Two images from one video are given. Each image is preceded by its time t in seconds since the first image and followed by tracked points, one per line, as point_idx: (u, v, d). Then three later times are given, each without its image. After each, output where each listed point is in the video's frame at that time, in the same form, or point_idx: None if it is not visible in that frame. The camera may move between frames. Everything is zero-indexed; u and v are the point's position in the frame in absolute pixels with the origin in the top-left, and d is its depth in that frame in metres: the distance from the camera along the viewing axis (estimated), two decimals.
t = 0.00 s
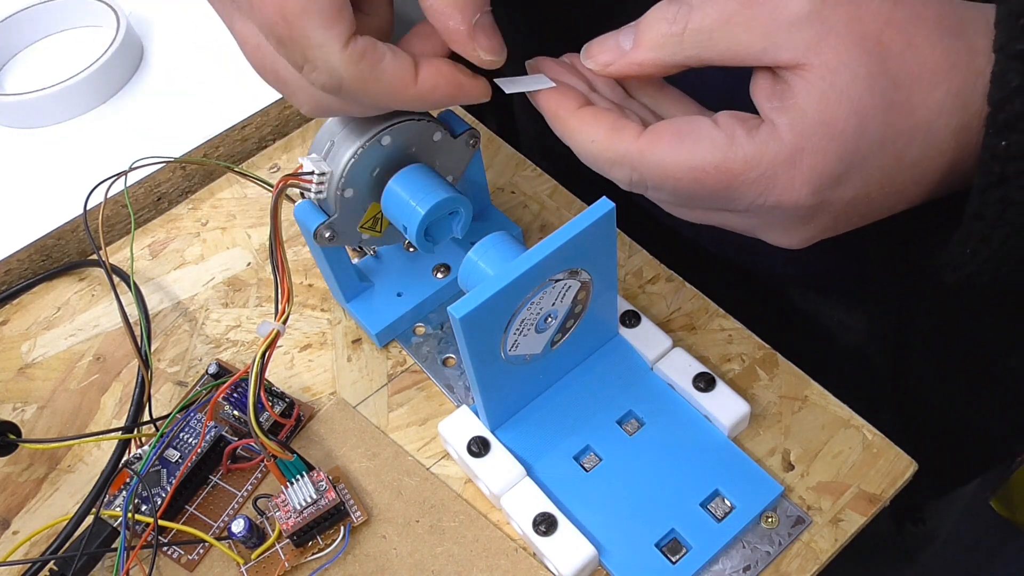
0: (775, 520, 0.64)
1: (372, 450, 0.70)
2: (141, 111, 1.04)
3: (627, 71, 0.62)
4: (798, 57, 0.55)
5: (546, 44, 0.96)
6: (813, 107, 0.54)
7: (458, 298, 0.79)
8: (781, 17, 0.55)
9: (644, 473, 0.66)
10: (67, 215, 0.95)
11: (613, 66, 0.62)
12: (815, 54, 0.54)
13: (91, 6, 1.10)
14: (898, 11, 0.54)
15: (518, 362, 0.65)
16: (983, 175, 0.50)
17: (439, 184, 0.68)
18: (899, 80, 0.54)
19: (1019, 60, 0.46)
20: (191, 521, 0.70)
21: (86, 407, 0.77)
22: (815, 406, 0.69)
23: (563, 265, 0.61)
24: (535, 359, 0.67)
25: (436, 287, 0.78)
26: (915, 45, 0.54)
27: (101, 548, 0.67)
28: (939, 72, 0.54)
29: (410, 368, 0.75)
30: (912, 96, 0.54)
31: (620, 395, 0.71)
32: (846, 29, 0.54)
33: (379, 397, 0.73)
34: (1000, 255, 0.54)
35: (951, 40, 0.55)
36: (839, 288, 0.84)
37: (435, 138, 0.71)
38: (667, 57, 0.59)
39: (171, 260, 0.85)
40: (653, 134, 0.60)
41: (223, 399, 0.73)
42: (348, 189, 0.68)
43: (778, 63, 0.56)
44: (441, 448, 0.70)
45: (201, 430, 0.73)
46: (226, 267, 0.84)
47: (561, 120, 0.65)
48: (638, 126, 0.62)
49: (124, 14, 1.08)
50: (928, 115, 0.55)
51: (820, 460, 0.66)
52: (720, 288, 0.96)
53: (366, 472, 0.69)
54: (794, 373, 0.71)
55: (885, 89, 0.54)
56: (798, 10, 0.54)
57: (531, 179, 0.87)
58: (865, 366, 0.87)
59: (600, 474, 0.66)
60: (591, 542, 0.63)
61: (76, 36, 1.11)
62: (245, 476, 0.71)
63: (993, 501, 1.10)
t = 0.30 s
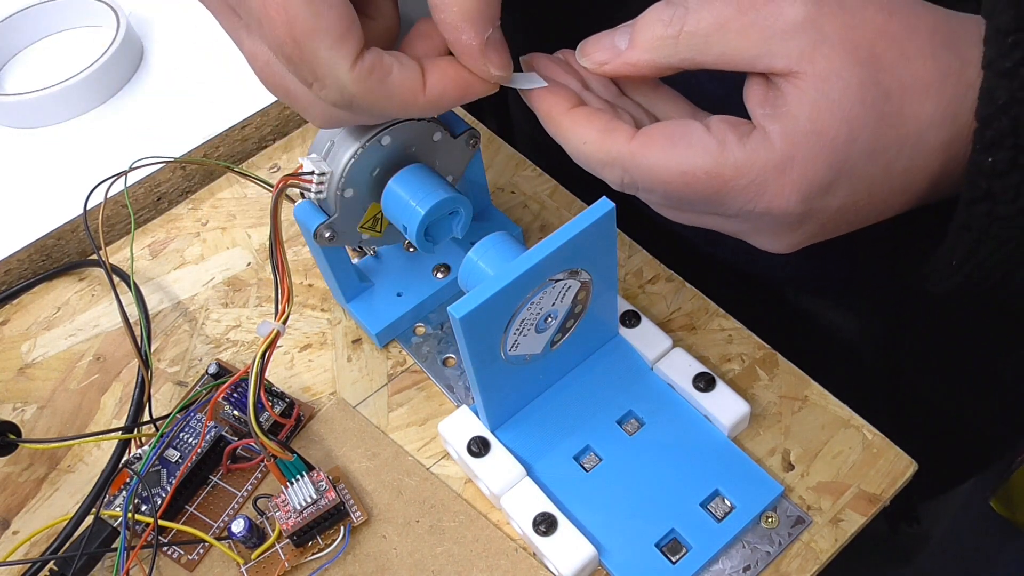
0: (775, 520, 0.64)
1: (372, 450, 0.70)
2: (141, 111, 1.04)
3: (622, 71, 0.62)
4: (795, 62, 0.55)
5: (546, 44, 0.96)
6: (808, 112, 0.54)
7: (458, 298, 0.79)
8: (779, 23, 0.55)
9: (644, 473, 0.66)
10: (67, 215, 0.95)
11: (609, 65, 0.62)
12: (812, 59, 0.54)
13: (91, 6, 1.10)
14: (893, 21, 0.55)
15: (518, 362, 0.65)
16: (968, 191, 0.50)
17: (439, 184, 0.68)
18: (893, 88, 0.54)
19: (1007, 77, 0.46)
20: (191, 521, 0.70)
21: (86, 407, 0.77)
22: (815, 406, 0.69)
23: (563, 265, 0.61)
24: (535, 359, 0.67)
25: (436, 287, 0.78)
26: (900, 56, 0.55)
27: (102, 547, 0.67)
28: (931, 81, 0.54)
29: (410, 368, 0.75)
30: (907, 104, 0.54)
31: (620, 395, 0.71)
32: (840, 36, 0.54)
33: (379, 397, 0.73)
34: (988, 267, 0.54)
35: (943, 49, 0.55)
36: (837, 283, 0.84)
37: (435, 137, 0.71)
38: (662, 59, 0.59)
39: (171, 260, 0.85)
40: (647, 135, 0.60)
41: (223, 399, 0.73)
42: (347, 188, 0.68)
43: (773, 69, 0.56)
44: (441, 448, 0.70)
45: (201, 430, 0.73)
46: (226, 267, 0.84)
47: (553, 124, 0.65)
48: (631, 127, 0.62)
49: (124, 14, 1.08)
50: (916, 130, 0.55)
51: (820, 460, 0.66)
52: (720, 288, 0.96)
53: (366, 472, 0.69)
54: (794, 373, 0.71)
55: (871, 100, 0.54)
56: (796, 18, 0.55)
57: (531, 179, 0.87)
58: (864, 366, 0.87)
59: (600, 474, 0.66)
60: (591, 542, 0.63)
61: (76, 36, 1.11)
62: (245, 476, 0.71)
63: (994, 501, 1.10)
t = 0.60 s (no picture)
0: (775, 520, 0.64)
1: (372, 450, 0.70)
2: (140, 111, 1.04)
3: (600, 121, 0.64)
4: (770, 109, 0.58)
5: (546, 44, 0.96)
6: (777, 158, 0.58)
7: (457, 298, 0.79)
8: (747, 71, 0.57)
9: (644, 473, 0.66)
10: (67, 215, 0.95)
11: (587, 115, 0.64)
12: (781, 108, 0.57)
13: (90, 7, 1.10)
14: (860, 60, 0.57)
15: (518, 362, 0.65)
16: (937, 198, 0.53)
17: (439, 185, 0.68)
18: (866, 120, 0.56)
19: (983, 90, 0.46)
20: (191, 521, 0.70)
21: (86, 407, 0.77)
22: (815, 406, 0.69)
23: (563, 265, 0.61)
24: (535, 359, 0.67)
25: (437, 287, 0.78)
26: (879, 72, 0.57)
27: (102, 547, 0.67)
28: (902, 108, 0.56)
29: (410, 368, 0.75)
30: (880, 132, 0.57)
31: (620, 395, 0.71)
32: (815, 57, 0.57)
33: (379, 397, 0.73)
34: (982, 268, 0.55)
35: (921, 75, 0.57)
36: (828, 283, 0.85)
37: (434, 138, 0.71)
38: (637, 110, 0.61)
39: (171, 260, 0.85)
40: (625, 175, 0.63)
41: (223, 399, 0.73)
42: (347, 188, 0.68)
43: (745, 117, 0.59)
44: (441, 447, 0.70)
45: (201, 430, 0.73)
46: (226, 267, 0.84)
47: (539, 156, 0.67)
48: (611, 165, 0.64)
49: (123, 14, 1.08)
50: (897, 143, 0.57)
51: (820, 460, 0.66)
52: (719, 287, 0.96)
53: (366, 472, 0.69)
54: (794, 373, 0.71)
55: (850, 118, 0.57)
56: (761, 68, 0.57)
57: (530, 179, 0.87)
58: (862, 363, 0.88)
59: (600, 474, 0.66)
60: (591, 543, 0.63)
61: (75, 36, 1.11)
62: (245, 476, 0.71)
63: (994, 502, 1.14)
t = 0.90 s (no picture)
0: (775, 520, 0.64)
1: (372, 450, 0.70)
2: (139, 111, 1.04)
3: (534, 156, 0.77)
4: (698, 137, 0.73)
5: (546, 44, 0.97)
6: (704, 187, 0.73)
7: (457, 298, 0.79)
8: (674, 114, 0.74)
9: (644, 473, 0.66)
10: (67, 214, 0.95)
11: (523, 151, 0.77)
12: (705, 144, 0.73)
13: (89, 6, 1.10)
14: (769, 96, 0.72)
15: (518, 362, 0.65)
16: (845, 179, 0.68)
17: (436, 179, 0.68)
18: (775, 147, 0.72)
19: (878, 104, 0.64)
20: (191, 521, 0.70)
21: (86, 407, 0.77)
22: (815, 406, 0.69)
23: (563, 265, 0.61)
24: (535, 359, 0.67)
25: (437, 288, 0.78)
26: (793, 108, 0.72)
27: (102, 547, 0.67)
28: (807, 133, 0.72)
29: (410, 368, 0.75)
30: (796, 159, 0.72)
31: (620, 395, 0.71)
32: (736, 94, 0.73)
33: (379, 397, 0.73)
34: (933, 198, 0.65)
35: (825, 99, 0.72)
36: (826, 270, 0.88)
37: (435, 138, 0.71)
38: (571, 150, 0.76)
39: (171, 260, 0.85)
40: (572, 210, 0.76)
41: (223, 399, 0.74)
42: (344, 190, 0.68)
43: (674, 153, 0.75)
44: (441, 447, 0.70)
45: (201, 430, 0.73)
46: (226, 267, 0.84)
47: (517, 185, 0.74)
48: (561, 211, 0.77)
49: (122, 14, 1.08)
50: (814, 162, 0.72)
51: (820, 460, 0.66)
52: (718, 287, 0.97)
53: (366, 472, 0.69)
54: (794, 373, 0.71)
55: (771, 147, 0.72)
56: (684, 111, 0.74)
57: (530, 179, 0.87)
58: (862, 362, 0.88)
59: (600, 474, 0.66)
60: (591, 542, 0.63)
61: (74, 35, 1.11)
62: (244, 476, 0.71)
63: (994, 502, 1.19)
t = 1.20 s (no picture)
0: (775, 520, 0.64)
1: (372, 450, 0.70)
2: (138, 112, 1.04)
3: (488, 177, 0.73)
4: (647, 130, 0.73)
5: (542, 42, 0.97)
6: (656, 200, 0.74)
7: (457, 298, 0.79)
8: (624, 130, 0.74)
9: (644, 473, 0.66)
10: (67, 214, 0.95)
11: (479, 173, 0.72)
12: (654, 159, 0.73)
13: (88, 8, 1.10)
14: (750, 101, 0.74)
15: (518, 362, 0.65)
16: (799, 177, 0.70)
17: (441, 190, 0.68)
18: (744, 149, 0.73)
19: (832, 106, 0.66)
20: (191, 521, 0.70)
21: (86, 407, 0.77)
22: (815, 406, 0.69)
23: (562, 265, 0.61)
24: (535, 359, 0.67)
25: (436, 288, 0.77)
26: (754, 113, 0.73)
27: (102, 547, 0.67)
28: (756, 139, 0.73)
29: (410, 368, 0.75)
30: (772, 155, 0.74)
31: (620, 395, 0.71)
32: (693, 103, 0.74)
33: (379, 397, 0.73)
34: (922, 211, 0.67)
35: (782, 102, 0.74)
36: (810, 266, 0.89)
37: (435, 138, 0.72)
38: (523, 170, 0.74)
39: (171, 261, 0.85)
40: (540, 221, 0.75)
41: (223, 399, 0.75)
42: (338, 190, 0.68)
43: (628, 167, 0.75)
44: (441, 447, 0.70)
45: (201, 430, 0.74)
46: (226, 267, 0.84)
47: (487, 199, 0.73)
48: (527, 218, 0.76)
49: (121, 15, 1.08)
50: (774, 166, 0.74)
51: (820, 461, 0.66)
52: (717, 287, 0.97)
53: (365, 472, 0.69)
54: (794, 373, 0.71)
55: (719, 153, 0.73)
56: (635, 126, 0.74)
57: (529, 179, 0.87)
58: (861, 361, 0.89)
59: (600, 474, 0.66)
60: (591, 542, 0.63)
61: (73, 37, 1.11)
62: (244, 476, 0.71)
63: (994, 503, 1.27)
